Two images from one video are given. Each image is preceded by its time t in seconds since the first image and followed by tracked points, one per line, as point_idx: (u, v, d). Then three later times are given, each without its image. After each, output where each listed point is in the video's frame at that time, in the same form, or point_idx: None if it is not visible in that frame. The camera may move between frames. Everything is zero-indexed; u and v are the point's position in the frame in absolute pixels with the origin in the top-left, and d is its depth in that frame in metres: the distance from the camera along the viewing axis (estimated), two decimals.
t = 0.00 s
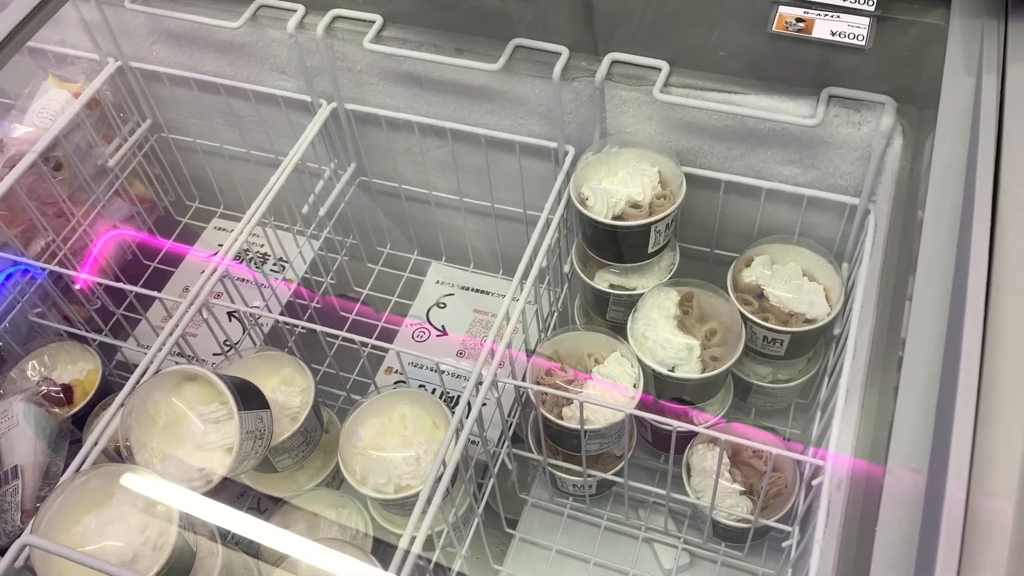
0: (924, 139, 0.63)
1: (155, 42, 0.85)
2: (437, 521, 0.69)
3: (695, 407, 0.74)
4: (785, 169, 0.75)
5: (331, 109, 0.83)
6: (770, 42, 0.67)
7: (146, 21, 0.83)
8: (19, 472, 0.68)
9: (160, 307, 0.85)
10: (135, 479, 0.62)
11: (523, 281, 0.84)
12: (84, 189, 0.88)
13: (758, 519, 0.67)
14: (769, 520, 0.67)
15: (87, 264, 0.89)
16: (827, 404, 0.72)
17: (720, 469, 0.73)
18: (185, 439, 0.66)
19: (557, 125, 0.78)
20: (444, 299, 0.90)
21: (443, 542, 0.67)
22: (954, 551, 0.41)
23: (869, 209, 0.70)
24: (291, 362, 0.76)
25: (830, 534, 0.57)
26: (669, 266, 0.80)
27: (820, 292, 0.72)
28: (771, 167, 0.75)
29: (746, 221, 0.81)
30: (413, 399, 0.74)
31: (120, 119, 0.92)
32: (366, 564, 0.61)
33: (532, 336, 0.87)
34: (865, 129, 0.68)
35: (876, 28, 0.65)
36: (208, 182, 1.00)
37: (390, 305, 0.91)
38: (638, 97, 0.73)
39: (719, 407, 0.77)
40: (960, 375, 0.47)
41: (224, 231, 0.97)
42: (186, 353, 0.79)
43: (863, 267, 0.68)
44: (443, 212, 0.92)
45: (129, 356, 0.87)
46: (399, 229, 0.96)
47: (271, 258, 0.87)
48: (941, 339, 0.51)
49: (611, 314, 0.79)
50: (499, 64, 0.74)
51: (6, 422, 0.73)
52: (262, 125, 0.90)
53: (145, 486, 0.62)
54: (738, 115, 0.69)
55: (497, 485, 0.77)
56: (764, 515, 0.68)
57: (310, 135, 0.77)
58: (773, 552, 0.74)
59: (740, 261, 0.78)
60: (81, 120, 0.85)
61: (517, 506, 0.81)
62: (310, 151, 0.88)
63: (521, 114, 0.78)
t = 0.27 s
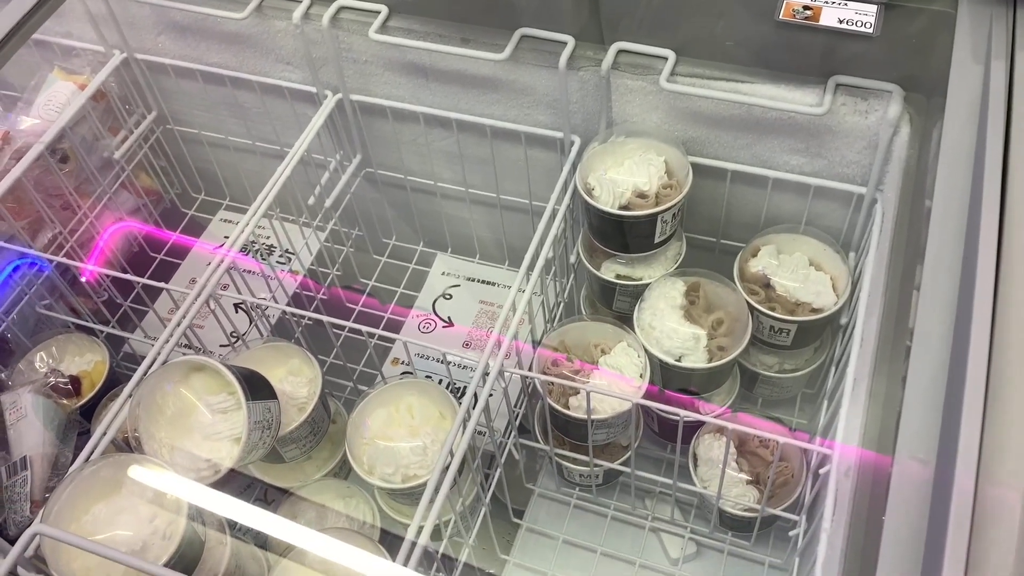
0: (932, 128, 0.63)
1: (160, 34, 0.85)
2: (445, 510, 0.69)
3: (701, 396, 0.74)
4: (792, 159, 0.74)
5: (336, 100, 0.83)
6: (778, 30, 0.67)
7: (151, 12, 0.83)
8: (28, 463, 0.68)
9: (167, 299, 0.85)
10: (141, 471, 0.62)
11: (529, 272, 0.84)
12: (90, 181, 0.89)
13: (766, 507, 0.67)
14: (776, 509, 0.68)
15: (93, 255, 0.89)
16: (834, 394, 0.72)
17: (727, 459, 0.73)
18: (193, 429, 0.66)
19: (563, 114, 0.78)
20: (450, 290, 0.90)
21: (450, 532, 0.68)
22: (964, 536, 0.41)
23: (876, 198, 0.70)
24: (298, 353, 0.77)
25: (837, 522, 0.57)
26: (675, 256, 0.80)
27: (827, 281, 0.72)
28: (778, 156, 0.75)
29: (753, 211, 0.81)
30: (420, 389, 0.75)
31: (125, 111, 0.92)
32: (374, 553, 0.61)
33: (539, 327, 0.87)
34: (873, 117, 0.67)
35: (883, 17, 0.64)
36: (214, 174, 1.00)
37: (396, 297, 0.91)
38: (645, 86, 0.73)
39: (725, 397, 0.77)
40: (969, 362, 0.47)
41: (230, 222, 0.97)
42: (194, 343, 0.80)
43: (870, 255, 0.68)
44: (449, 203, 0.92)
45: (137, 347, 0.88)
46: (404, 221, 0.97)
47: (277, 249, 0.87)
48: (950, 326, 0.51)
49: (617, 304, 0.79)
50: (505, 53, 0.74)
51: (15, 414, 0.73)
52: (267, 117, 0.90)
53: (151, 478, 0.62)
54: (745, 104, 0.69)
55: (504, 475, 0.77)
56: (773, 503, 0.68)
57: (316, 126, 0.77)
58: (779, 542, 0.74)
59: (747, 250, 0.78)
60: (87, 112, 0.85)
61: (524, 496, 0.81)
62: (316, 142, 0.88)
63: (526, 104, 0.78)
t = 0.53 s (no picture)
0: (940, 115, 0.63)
1: (165, 24, 0.85)
2: (452, 499, 0.69)
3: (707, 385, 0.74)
4: (798, 147, 0.74)
5: (342, 89, 0.82)
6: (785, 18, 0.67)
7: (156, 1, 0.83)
8: (36, 452, 0.69)
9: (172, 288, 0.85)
10: (147, 461, 0.62)
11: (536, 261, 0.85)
12: (96, 171, 0.89)
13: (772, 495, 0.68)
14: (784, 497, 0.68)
15: (99, 245, 0.90)
16: (840, 382, 0.72)
17: (734, 447, 0.73)
18: (201, 418, 0.66)
19: (569, 103, 0.78)
20: (456, 280, 0.90)
21: (457, 520, 0.68)
22: (972, 520, 0.41)
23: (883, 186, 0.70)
24: (304, 342, 0.77)
25: (845, 509, 0.57)
26: (681, 245, 0.80)
27: (833, 270, 0.72)
28: (785, 145, 0.74)
29: (759, 200, 0.81)
30: (427, 378, 0.75)
31: (131, 101, 0.92)
32: (381, 545, 0.61)
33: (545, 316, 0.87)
34: (880, 105, 0.67)
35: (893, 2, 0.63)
36: (220, 165, 1.01)
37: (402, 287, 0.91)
38: (651, 74, 0.73)
39: (730, 386, 0.77)
40: (978, 348, 0.46)
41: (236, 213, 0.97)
42: (200, 333, 0.80)
43: (877, 244, 0.68)
44: (454, 193, 0.92)
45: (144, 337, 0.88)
46: (410, 211, 0.97)
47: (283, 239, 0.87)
48: (959, 312, 0.51)
49: (623, 293, 0.80)
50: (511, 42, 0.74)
51: (22, 402, 0.73)
52: (273, 107, 0.90)
53: (156, 467, 0.62)
54: (752, 92, 0.69)
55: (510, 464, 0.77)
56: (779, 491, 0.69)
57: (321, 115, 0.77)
58: (786, 530, 0.75)
59: (753, 239, 0.78)
60: (92, 102, 0.85)
61: (530, 486, 0.81)
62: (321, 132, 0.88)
63: (532, 93, 0.78)
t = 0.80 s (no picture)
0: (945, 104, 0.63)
1: (171, 14, 0.86)
2: (458, 486, 0.69)
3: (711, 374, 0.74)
4: (804, 137, 0.75)
5: (348, 80, 0.83)
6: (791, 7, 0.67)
7: None
8: (44, 440, 0.69)
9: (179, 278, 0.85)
10: (152, 451, 0.62)
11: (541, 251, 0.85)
12: (102, 162, 0.89)
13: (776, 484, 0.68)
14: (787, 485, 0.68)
15: (105, 234, 0.90)
16: (845, 371, 0.72)
17: (738, 436, 0.73)
18: (209, 405, 0.67)
19: (575, 93, 0.78)
20: (461, 271, 0.91)
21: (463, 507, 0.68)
22: (978, 505, 0.41)
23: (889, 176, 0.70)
24: (310, 331, 0.77)
25: (850, 496, 0.57)
26: (686, 235, 0.80)
27: (838, 259, 0.72)
28: (790, 134, 0.75)
29: (764, 190, 0.81)
30: (433, 366, 0.75)
31: (137, 92, 0.93)
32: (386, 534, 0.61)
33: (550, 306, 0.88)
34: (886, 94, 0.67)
35: None
36: (226, 156, 1.01)
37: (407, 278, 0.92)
38: (657, 64, 0.73)
39: (735, 375, 0.77)
40: (984, 334, 0.47)
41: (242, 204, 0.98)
42: (207, 321, 0.80)
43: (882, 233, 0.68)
44: (459, 184, 0.92)
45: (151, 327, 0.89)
46: (416, 202, 0.97)
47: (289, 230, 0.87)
48: (965, 298, 0.51)
49: (628, 283, 0.80)
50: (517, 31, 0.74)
51: (31, 390, 0.74)
52: (279, 97, 0.90)
53: (161, 458, 0.62)
54: (758, 81, 0.69)
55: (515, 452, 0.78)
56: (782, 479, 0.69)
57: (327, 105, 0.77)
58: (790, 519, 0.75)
59: (759, 229, 0.78)
60: (99, 93, 0.86)
61: (535, 475, 0.82)
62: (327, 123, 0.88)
63: (538, 83, 0.79)
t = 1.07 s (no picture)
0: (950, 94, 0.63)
1: (177, 5, 0.86)
2: (464, 475, 0.70)
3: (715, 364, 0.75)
4: (808, 128, 0.75)
5: (353, 71, 0.83)
6: None
7: None
8: (52, 429, 0.70)
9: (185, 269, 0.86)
10: (157, 443, 0.62)
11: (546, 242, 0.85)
12: (108, 153, 0.89)
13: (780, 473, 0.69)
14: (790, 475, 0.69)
15: (110, 224, 0.90)
16: (848, 361, 0.72)
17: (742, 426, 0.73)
18: (217, 394, 0.67)
19: (580, 84, 0.78)
20: (465, 262, 0.91)
21: (469, 496, 0.68)
22: (983, 490, 0.42)
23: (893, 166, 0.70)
24: (316, 321, 0.77)
25: (855, 483, 0.58)
26: (691, 226, 0.80)
27: (842, 249, 0.72)
28: (794, 125, 0.75)
29: (768, 181, 0.81)
30: (439, 356, 0.75)
31: (142, 84, 0.93)
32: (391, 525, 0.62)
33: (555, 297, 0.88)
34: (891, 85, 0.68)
35: None
36: (231, 148, 1.01)
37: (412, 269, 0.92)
38: (662, 54, 0.73)
39: (739, 365, 0.78)
40: (989, 321, 0.47)
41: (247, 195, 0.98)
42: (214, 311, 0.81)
43: (886, 224, 0.68)
44: (464, 175, 0.93)
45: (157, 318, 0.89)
46: (420, 193, 0.97)
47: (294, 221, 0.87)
48: (969, 286, 0.52)
49: (633, 273, 0.80)
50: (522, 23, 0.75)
51: (38, 380, 0.74)
52: (284, 89, 0.90)
53: (165, 450, 0.62)
54: (763, 72, 0.69)
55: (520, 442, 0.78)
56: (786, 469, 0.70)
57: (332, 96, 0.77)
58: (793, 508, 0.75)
59: (763, 220, 0.78)
60: (105, 84, 0.86)
61: (540, 465, 0.82)
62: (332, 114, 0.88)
63: (543, 75, 0.79)
